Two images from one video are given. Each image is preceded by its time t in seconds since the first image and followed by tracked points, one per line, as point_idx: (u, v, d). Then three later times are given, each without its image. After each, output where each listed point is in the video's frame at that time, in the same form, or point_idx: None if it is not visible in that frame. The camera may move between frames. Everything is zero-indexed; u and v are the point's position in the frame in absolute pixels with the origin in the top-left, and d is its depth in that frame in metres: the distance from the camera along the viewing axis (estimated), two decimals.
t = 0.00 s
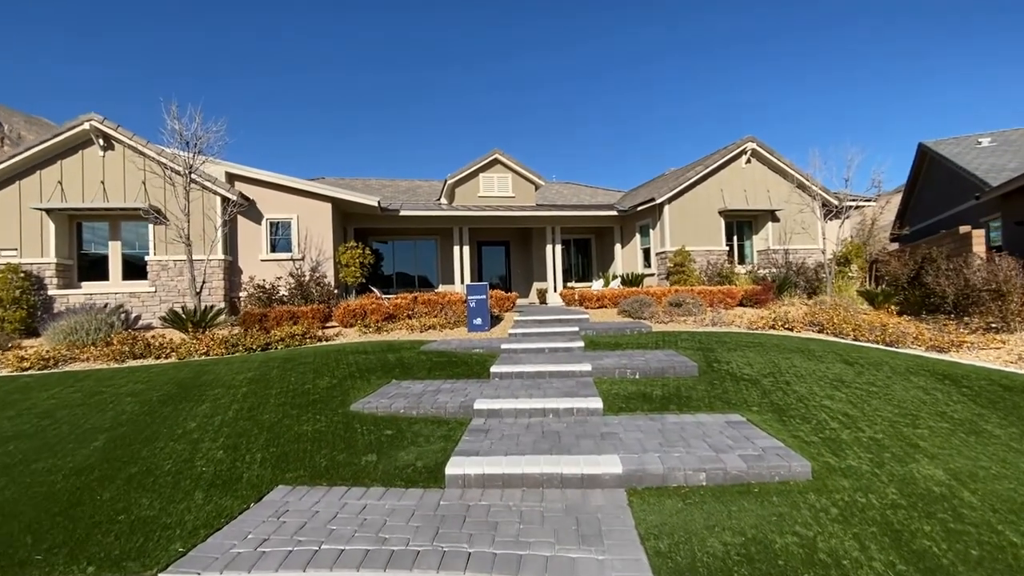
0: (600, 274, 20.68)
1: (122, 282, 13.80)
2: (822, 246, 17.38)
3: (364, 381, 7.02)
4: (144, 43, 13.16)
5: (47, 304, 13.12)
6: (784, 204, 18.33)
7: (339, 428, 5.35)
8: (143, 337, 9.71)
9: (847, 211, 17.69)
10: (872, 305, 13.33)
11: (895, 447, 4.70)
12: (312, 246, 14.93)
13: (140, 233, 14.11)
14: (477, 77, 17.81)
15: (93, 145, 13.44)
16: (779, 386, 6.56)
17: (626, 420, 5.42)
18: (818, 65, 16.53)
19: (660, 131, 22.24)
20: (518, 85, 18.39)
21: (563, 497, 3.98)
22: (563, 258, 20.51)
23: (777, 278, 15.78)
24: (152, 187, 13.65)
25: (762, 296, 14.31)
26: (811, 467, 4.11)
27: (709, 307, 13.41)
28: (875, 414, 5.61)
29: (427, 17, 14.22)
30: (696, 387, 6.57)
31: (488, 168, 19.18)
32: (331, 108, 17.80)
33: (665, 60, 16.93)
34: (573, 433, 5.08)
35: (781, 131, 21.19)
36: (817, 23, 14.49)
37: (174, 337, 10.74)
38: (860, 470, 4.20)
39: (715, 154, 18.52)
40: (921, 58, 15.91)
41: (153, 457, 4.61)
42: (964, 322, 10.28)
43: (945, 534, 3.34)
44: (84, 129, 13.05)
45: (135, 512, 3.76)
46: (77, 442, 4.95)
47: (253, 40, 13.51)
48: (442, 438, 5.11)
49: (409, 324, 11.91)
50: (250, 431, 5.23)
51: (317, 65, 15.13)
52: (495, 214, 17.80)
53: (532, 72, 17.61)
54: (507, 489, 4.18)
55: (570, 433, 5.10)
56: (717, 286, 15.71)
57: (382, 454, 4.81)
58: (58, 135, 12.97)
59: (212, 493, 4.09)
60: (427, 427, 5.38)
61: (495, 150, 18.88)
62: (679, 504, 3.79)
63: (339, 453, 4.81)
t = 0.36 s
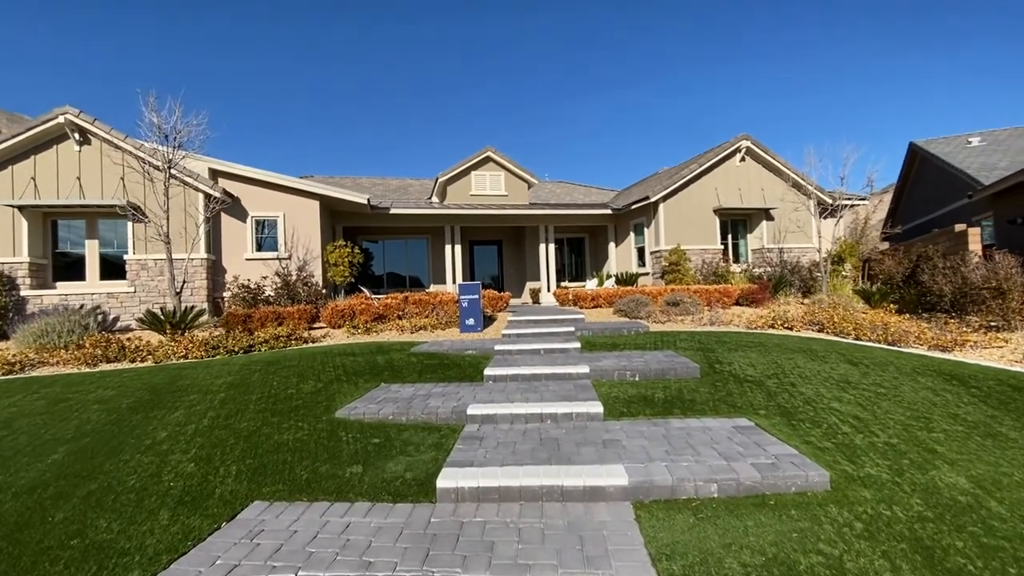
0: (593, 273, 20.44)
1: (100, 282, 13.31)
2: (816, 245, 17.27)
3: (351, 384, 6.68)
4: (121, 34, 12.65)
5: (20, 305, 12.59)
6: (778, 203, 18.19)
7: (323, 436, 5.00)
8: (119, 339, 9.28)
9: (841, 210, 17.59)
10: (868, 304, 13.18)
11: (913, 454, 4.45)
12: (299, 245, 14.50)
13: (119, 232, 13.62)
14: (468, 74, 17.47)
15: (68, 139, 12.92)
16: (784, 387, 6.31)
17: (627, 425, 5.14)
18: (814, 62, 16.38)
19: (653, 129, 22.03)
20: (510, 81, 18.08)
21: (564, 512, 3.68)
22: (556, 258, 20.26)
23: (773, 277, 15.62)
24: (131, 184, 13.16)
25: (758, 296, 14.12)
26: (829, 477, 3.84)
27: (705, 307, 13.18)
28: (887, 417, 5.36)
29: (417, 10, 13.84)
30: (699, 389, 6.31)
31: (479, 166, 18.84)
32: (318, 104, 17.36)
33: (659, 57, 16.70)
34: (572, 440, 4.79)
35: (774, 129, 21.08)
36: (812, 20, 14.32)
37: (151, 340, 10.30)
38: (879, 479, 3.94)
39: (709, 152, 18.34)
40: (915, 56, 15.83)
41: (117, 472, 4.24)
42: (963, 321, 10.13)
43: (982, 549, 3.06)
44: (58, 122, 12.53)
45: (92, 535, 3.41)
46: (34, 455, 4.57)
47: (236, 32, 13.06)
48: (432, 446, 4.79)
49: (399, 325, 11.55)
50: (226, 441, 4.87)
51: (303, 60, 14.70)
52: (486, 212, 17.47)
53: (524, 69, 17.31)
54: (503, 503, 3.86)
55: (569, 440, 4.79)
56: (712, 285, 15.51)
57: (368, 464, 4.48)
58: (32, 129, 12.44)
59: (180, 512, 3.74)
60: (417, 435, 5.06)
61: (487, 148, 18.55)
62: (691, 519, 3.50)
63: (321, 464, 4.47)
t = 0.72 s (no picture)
0: (584, 272, 20.14)
1: (72, 281, 12.65)
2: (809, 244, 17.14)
3: (334, 391, 6.25)
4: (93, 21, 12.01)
5: None
6: (770, 201, 18.03)
7: (304, 450, 4.59)
8: (88, 342, 8.74)
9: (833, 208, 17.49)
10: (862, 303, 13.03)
11: (938, 466, 4.17)
12: (281, 243, 13.98)
13: (92, 228, 12.96)
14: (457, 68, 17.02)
15: (37, 131, 12.27)
16: (791, 392, 6.03)
17: (631, 435, 4.81)
18: (808, 59, 16.21)
19: (645, 125, 21.79)
20: (501, 75, 17.67)
21: (569, 537, 3.33)
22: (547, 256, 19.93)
23: (767, 275, 15.44)
24: (104, 178, 12.55)
25: (752, 295, 13.86)
26: (855, 494, 3.54)
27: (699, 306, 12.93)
28: (902, 424, 5.10)
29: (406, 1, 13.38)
30: (702, 394, 6.00)
31: (469, 162, 18.43)
32: (302, 99, 16.80)
33: (653, 53, 16.42)
34: (572, 452, 4.44)
35: (766, 126, 20.95)
36: (808, 16, 14.13)
37: (123, 342, 9.76)
38: (907, 496, 3.65)
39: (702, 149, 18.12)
40: (909, 54, 15.74)
41: (71, 494, 3.79)
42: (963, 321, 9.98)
43: None
44: (26, 113, 11.89)
45: (35, 569, 2.96)
46: None
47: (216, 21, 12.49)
48: (421, 460, 4.41)
49: (386, 325, 11.12)
50: (195, 455, 4.42)
51: (288, 52, 14.12)
52: (476, 209, 17.07)
53: (516, 64, 16.93)
54: (501, 526, 3.50)
55: (570, 452, 4.45)
56: (706, 284, 15.28)
57: (352, 481, 4.08)
58: None
59: (139, 539, 3.30)
60: (406, 448, 4.67)
61: (477, 144, 18.15)
62: (710, 544, 3.17)
63: (301, 481, 4.06)
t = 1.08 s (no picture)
0: (577, 267, 19.88)
1: (46, 276, 12.08)
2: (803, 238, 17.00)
3: (318, 390, 5.90)
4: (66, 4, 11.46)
5: None
6: (764, 195, 17.86)
7: (284, 455, 4.24)
8: (58, 338, 8.30)
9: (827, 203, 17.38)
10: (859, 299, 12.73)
11: (960, 468, 3.94)
12: (266, 236, 13.53)
13: (66, 220, 12.34)
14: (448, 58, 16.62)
15: (8, 118, 11.74)
16: (798, 389, 5.81)
17: (635, 436, 4.54)
18: (804, 52, 16.03)
19: (638, 119, 21.53)
20: (492, 66, 17.28)
21: (575, 550, 3.04)
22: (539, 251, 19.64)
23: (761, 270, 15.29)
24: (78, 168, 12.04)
25: (748, 290, 13.68)
26: (880, 500, 3.31)
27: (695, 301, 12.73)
28: (916, 422, 4.88)
29: None
30: (706, 392, 5.75)
31: (460, 155, 18.05)
32: (288, 88, 16.27)
33: (648, 44, 16.15)
34: (574, 455, 4.16)
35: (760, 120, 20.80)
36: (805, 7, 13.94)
37: (95, 338, 9.31)
38: (933, 501, 3.42)
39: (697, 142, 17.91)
40: (905, 47, 15.62)
41: (23, 509, 3.42)
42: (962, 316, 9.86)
43: None
44: None
45: None
46: None
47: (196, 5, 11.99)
48: (412, 466, 4.10)
49: (374, 321, 10.76)
50: (165, 463, 4.06)
51: (272, 39, 13.60)
52: (467, 202, 16.71)
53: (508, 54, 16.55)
54: (500, 539, 3.21)
55: (572, 456, 4.16)
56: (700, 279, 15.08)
57: (336, 490, 3.76)
58: None
59: (96, 560, 2.95)
60: (395, 452, 4.35)
61: (468, 135, 17.77)
62: (728, 559, 2.90)
63: (280, 491, 3.73)
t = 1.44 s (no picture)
0: (571, 262, 19.60)
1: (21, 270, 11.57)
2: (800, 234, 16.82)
3: (302, 391, 5.55)
4: None
5: None
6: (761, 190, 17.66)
7: (261, 464, 3.91)
8: (28, 335, 7.88)
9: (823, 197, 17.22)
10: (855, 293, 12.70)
11: (986, 475, 3.70)
12: (252, 229, 13.10)
13: (41, 211, 11.81)
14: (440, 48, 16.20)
15: None
16: (807, 389, 5.56)
17: (640, 441, 4.26)
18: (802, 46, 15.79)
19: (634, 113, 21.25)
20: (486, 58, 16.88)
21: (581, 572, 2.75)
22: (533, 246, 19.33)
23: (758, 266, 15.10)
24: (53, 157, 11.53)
25: (745, 285, 13.57)
26: (910, 514, 3.05)
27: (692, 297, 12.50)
28: (933, 425, 4.65)
29: None
30: (712, 393, 5.48)
31: (452, 147, 17.65)
32: (274, 78, 15.76)
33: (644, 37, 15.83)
34: (577, 463, 3.87)
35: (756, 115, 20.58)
36: None
37: (69, 335, 8.89)
38: (965, 513, 3.16)
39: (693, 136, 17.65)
40: (903, 41, 15.43)
41: None
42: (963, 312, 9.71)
43: None
44: None
45: None
46: None
47: None
48: (401, 476, 3.78)
49: (364, 317, 10.41)
50: (130, 474, 3.72)
51: (258, 27, 13.12)
52: (460, 196, 16.35)
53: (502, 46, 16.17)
54: (499, 559, 2.91)
55: (574, 463, 3.87)
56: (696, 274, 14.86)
57: (317, 503, 3.44)
58: None
59: None
60: (383, 459, 4.04)
61: (461, 128, 17.38)
62: None
63: (256, 505, 3.40)
